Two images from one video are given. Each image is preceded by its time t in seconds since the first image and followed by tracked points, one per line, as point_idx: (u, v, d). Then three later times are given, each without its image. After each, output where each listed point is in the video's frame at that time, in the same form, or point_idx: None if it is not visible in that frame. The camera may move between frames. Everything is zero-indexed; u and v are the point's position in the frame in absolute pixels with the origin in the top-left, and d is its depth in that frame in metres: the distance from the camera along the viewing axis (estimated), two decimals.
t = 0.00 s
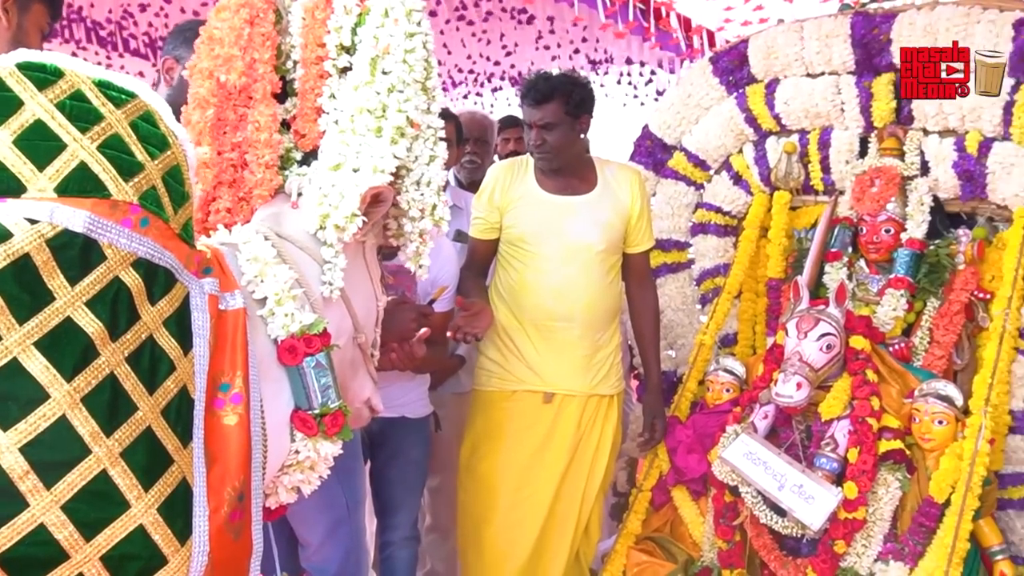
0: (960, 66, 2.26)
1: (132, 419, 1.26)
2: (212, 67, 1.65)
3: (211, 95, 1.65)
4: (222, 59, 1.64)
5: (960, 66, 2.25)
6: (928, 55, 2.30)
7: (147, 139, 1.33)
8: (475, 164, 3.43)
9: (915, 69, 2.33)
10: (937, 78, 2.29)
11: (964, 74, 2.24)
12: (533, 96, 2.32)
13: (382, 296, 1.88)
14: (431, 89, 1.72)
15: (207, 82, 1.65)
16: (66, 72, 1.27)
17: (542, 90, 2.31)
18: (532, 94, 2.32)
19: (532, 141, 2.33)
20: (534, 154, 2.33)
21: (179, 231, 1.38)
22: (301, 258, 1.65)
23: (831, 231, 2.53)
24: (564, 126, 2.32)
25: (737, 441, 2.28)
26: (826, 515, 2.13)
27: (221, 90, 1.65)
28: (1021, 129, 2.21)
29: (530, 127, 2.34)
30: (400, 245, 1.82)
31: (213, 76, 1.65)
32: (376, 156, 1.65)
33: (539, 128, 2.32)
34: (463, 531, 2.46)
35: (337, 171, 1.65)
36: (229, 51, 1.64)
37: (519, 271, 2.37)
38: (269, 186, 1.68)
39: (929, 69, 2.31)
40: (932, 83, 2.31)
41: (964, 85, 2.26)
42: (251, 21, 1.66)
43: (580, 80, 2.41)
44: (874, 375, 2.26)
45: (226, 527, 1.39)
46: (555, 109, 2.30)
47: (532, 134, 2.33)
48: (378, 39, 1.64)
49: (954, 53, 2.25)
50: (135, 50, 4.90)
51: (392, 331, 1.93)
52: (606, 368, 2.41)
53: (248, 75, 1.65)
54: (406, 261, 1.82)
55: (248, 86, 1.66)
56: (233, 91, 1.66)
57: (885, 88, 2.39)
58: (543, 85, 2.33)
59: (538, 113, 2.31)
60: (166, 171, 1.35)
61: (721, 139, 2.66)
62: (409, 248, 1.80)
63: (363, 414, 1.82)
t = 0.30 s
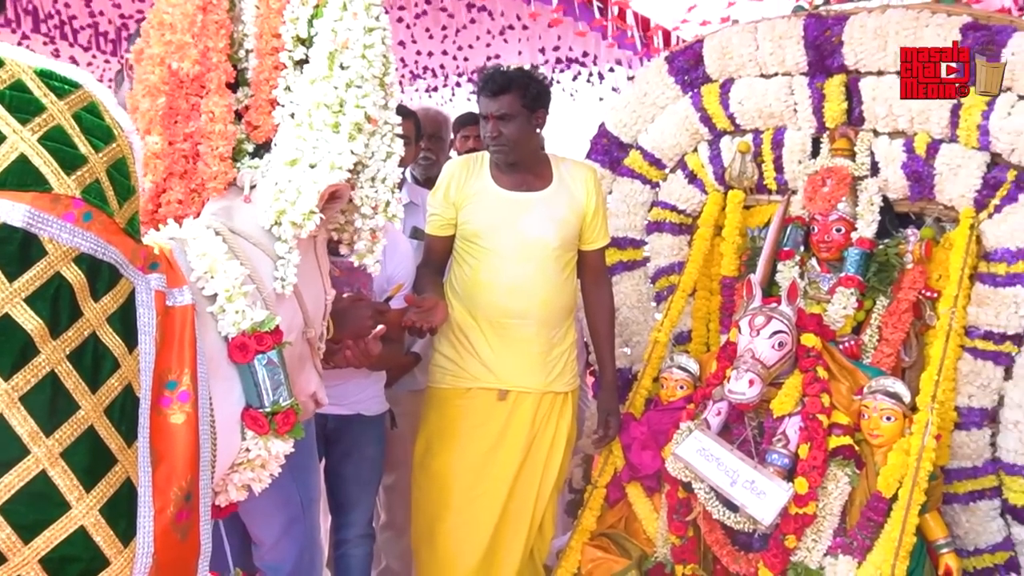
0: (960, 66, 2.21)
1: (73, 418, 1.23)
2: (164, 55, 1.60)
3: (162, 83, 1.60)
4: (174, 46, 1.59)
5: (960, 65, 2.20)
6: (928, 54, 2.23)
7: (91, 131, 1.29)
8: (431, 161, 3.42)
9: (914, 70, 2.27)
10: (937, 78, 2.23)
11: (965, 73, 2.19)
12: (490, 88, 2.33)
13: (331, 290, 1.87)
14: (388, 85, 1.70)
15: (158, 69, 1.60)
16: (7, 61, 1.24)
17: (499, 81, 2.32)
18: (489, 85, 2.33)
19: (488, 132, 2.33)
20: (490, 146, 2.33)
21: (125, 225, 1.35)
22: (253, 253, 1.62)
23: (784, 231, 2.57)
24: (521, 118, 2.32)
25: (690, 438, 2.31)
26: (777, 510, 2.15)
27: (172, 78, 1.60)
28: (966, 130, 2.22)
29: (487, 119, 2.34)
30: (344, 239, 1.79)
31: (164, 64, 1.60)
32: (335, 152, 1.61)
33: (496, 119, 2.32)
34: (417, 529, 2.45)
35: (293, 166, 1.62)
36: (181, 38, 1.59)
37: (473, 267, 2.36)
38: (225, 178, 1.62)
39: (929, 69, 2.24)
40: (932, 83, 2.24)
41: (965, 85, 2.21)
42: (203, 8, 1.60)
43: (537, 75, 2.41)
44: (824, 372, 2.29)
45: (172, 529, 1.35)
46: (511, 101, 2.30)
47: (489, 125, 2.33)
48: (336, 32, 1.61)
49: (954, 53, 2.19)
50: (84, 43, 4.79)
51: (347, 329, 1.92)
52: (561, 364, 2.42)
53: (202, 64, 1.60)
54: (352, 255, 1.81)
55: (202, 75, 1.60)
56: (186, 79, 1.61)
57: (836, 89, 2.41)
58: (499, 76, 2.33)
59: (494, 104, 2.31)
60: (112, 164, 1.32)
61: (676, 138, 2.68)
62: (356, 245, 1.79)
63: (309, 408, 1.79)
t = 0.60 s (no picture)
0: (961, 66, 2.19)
1: (15, 416, 1.20)
2: (113, 46, 1.57)
3: (111, 75, 1.57)
4: (123, 37, 1.56)
5: (960, 65, 2.18)
6: (928, 54, 2.22)
7: (36, 123, 1.27)
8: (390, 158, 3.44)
9: (914, 69, 2.25)
10: (937, 78, 2.21)
11: (965, 73, 2.17)
12: (451, 85, 2.32)
13: (280, 287, 1.85)
14: (339, 78, 1.71)
15: (107, 60, 1.56)
16: None
17: (460, 78, 2.30)
18: (450, 82, 2.32)
19: (450, 129, 2.33)
20: (452, 144, 2.33)
21: (70, 220, 1.32)
22: (203, 247, 1.60)
23: (741, 230, 2.60)
24: (482, 115, 2.32)
25: (647, 435, 2.32)
26: (732, 507, 2.16)
27: (122, 70, 1.57)
28: (919, 133, 2.27)
29: (448, 116, 2.34)
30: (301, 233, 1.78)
31: (114, 55, 1.57)
32: (289, 144, 1.62)
33: (457, 116, 2.32)
34: (375, 529, 2.44)
35: (246, 159, 1.60)
36: (129, 30, 1.56)
37: (433, 266, 2.35)
38: (180, 172, 1.61)
39: (930, 69, 2.22)
40: (932, 83, 2.22)
41: (965, 85, 2.19)
42: None
43: (499, 71, 2.41)
44: (779, 370, 2.32)
45: (118, 528, 1.34)
46: (473, 98, 2.30)
47: (451, 122, 2.33)
48: (287, 25, 1.61)
49: (954, 53, 2.18)
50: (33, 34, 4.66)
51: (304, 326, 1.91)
52: (520, 363, 2.42)
53: (152, 56, 1.58)
54: (308, 251, 1.79)
55: (152, 67, 1.59)
56: (137, 72, 1.58)
57: (792, 91, 2.44)
58: (460, 74, 2.31)
59: (456, 102, 2.30)
60: (57, 157, 1.30)
61: (635, 138, 2.70)
62: (312, 238, 1.79)
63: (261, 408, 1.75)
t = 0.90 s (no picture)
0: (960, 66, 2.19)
1: None
2: (49, 34, 1.53)
3: (47, 64, 1.54)
4: (60, 25, 1.53)
5: (960, 65, 2.18)
6: (928, 55, 2.21)
7: None
8: (353, 154, 3.41)
9: (915, 69, 2.23)
10: (937, 78, 2.20)
11: (966, 72, 2.19)
12: (413, 80, 2.31)
13: (233, 279, 1.84)
14: (288, 65, 1.69)
15: (43, 49, 1.53)
16: None
17: (422, 74, 2.30)
18: (413, 78, 2.31)
19: (413, 125, 2.32)
20: (415, 139, 2.32)
21: (21, 209, 1.31)
22: (156, 238, 1.59)
23: (701, 226, 2.62)
24: (445, 111, 2.32)
25: (608, 430, 2.34)
26: (691, 500, 2.21)
27: (58, 58, 1.54)
28: (876, 132, 2.31)
29: (411, 111, 2.33)
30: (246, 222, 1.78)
31: (50, 44, 1.53)
32: (238, 130, 1.60)
33: (421, 112, 2.31)
34: (336, 524, 2.43)
35: (195, 147, 1.58)
36: (66, 17, 1.52)
37: (396, 261, 2.35)
38: (116, 162, 1.57)
39: (930, 69, 2.21)
40: (932, 83, 2.21)
41: (965, 84, 2.21)
42: None
43: (461, 66, 2.41)
44: (738, 365, 2.35)
45: (68, 523, 1.32)
46: (435, 94, 2.29)
47: (414, 118, 2.32)
48: (234, 11, 1.60)
49: (955, 53, 2.17)
50: None
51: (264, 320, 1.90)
52: (483, 357, 2.42)
53: (90, 44, 1.54)
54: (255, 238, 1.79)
55: (89, 55, 1.55)
56: (73, 60, 1.54)
57: (753, 89, 2.47)
58: (423, 69, 2.31)
59: (418, 98, 2.30)
60: (10, 145, 1.28)
61: (597, 134, 2.71)
62: (261, 227, 1.77)
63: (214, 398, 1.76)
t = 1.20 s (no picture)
0: (958, 66, 2.23)
1: None
2: (8, 22, 1.51)
3: (7, 52, 1.51)
4: (19, 13, 1.50)
5: (961, 65, 2.22)
6: (928, 54, 2.20)
7: None
8: (314, 147, 3.42)
9: (917, 69, 2.22)
10: (937, 78, 2.20)
11: (966, 73, 2.22)
12: (379, 76, 2.30)
13: (189, 274, 1.82)
14: (247, 58, 1.70)
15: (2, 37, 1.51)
16: None
17: (389, 71, 2.29)
18: (379, 74, 2.30)
19: (379, 121, 2.32)
20: (381, 135, 2.32)
21: None
22: (113, 232, 1.57)
23: (666, 223, 2.63)
24: (412, 107, 2.31)
25: (573, 425, 2.36)
26: (654, 494, 2.22)
27: (18, 47, 1.51)
28: (837, 132, 2.34)
29: (377, 107, 2.32)
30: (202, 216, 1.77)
31: (9, 32, 1.51)
32: (195, 124, 1.59)
33: (387, 108, 2.30)
34: (301, 519, 2.42)
35: (151, 139, 1.58)
36: (25, 5, 1.51)
37: (363, 255, 2.35)
38: (83, 154, 1.56)
39: (930, 69, 2.21)
40: (932, 83, 2.21)
41: (964, 85, 2.23)
42: None
43: (428, 61, 2.41)
44: (701, 361, 2.37)
45: (23, 520, 1.33)
46: (401, 90, 2.29)
47: (380, 114, 2.31)
48: (191, 3, 1.58)
49: (956, 53, 2.20)
50: None
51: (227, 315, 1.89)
52: (449, 352, 2.42)
53: (50, 33, 1.52)
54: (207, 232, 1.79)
55: (50, 45, 1.53)
56: (32, 49, 1.52)
57: (717, 87, 2.50)
58: (390, 66, 2.30)
59: (385, 94, 2.29)
60: None
61: (563, 130, 2.73)
62: (213, 221, 1.77)
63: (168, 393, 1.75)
